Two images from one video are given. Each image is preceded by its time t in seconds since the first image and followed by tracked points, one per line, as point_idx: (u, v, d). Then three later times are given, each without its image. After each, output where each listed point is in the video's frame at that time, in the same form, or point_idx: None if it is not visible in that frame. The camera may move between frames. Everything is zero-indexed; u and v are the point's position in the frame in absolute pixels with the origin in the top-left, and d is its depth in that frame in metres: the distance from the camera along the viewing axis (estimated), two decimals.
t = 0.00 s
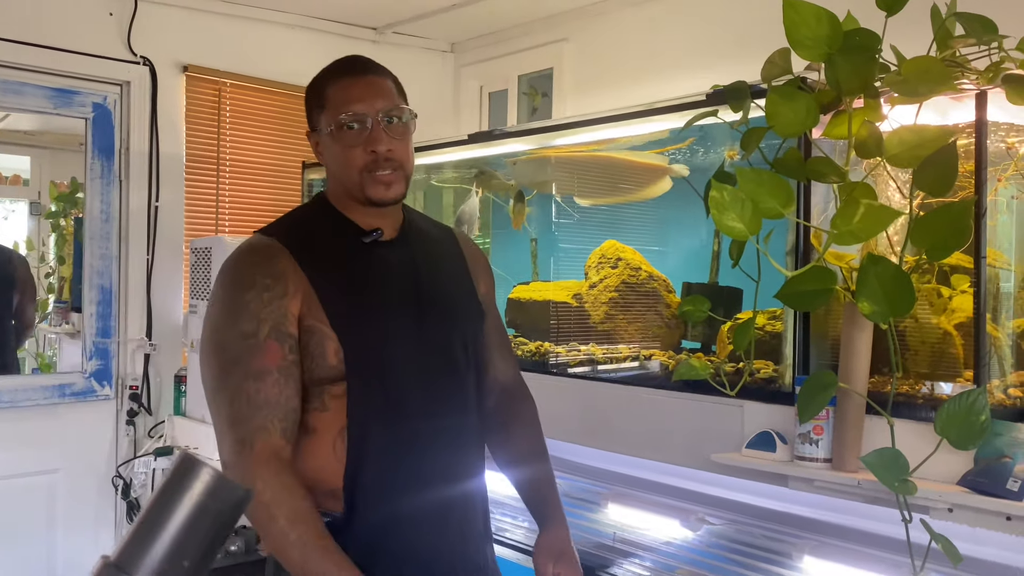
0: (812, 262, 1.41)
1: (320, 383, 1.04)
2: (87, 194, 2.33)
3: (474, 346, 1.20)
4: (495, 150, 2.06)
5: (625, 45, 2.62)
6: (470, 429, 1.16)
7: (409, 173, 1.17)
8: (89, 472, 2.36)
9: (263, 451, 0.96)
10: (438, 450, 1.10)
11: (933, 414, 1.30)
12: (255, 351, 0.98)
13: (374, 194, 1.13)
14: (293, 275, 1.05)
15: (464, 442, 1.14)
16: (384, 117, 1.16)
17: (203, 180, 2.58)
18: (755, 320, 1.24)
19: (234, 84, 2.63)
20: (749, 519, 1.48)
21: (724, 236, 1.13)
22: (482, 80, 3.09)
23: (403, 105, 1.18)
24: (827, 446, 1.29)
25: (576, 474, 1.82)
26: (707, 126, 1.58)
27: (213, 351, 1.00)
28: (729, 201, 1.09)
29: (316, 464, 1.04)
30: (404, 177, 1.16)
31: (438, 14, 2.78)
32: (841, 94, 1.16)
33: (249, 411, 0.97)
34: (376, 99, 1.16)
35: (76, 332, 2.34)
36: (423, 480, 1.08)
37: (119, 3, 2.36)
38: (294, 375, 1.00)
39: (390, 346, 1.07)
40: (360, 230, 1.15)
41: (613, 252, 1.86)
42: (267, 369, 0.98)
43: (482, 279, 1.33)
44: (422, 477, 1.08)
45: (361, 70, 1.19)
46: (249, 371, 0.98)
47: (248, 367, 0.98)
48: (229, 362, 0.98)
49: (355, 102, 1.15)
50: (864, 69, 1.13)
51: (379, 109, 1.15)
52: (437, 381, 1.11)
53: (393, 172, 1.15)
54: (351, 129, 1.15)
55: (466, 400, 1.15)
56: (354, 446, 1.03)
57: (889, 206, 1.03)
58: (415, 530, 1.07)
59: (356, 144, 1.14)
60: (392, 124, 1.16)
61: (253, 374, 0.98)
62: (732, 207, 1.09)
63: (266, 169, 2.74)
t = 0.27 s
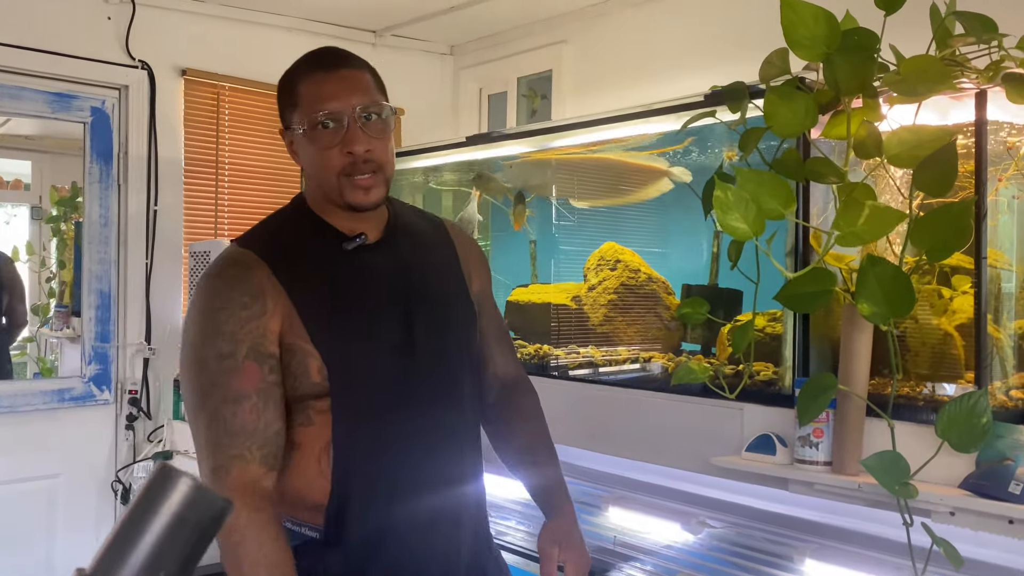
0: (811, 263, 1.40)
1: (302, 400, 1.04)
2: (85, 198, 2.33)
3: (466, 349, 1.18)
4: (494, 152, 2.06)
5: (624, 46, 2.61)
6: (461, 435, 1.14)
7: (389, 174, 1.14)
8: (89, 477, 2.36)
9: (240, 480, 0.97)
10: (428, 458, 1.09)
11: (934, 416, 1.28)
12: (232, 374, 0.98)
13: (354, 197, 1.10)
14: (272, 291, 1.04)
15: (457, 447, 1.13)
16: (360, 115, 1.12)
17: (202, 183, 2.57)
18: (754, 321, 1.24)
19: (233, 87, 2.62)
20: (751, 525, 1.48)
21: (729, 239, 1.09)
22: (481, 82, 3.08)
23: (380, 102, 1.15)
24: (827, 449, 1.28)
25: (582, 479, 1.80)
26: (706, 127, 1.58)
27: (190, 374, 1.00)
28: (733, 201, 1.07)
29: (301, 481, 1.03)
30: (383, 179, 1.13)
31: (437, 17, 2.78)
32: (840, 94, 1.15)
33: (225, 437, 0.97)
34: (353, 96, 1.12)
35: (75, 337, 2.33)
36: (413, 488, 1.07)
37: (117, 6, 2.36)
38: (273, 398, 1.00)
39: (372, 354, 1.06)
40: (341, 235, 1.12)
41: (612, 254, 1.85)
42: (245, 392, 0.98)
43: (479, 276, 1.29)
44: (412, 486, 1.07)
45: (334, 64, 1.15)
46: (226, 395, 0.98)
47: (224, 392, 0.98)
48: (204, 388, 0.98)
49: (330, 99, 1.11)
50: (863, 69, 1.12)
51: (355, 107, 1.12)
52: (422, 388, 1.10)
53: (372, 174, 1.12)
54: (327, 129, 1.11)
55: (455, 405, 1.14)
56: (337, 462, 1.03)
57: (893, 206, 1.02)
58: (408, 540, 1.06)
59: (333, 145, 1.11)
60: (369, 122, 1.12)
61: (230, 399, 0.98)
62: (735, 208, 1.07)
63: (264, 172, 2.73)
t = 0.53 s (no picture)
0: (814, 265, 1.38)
1: (281, 416, 1.04)
2: (86, 202, 2.33)
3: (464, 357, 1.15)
4: (495, 154, 2.04)
5: (627, 47, 2.59)
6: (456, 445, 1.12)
7: (381, 179, 1.13)
8: (90, 482, 2.35)
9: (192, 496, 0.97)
10: (422, 470, 1.07)
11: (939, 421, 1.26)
12: (196, 390, 0.99)
13: (343, 204, 1.10)
14: (249, 306, 1.03)
15: (454, 456, 1.11)
16: (351, 117, 1.12)
17: (203, 188, 2.56)
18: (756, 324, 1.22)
19: (234, 91, 2.61)
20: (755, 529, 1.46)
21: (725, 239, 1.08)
22: (483, 84, 3.07)
23: (372, 104, 1.15)
24: (830, 454, 1.26)
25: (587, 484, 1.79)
26: (708, 129, 1.56)
27: (162, 383, 1.02)
28: (730, 202, 1.06)
29: (286, 492, 1.05)
30: (373, 184, 1.11)
31: (438, 19, 2.77)
32: (841, 94, 1.13)
33: (182, 451, 0.98)
34: (344, 98, 1.12)
35: (76, 341, 2.33)
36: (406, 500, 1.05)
37: (117, 11, 2.35)
38: (234, 417, 1.00)
39: (360, 365, 1.04)
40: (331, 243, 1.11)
41: (614, 257, 1.83)
42: (204, 410, 0.99)
43: (480, 281, 1.27)
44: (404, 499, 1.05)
45: (326, 67, 1.15)
46: (187, 411, 0.98)
47: (183, 409, 0.98)
48: (169, 402, 0.99)
49: (319, 101, 1.12)
50: (865, 68, 1.10)
51: (346, 109, 1.12)
52: (415, 397, 1.08)
53: (361, 178, 1.10)
54: (317, 131, 1.11)
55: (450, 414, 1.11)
56: (318, 477, 1.02)
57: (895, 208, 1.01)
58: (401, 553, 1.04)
59: (322, 147, 1.10)
60: (359, 124, 1.12)
61: (190, 416, 0.98)
62: (733, 209, 1.06)
63: (266, 175, 2.72)
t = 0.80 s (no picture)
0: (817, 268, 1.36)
1: (275, 417, 1.02)
2: (89, 206, 2.33)
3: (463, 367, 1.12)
4: (496, 156, 2.03)
5: (630, 49, 2.58)
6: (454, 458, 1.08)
7: (382, 179, 1.11)
8: (92, 486, 2.34)
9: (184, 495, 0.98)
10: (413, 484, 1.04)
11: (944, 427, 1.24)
12: (190, 389, 0.99)
13: (341, 201, 1.08)
14: (243, 305, 1.02)
15: (449, 466, 1.07)
16: (351, 119, 1.11)
17: (206, 190, 2.55)
18: (759, 328, 1.21)
19: (236, 94, 2.60)
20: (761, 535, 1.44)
21: (726, 243, 1.07)
22: (487, 87, 3.06)
23: (374, 106, 1.13)
24: (833, 461, 1.24)
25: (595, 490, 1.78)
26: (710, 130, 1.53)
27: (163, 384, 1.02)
28: (729, 205, 1.05)
29: (279, 498, 1.02)
30: (372, 184, 1.09)
31: (441, 22, 2.76)
32: (844, 94, 1.10)
33: (178, 449, 0.98)
34: (345, 99, 1.11)
35: (79, 346, 2.32)
36: (395, 514, 1.02)
37: (119, 14, 2.35)
38: (227, 416, 1.00)
39: (351, 371, 1.02)
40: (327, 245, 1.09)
41: (616, 260, 1.81)
42: (197, 409, 0.99)
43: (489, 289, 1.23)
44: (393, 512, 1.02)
45: (330, 69, 1.14)
46: (182, 409, 0.99)
47: (178, 407, 0.99)
48: (167, 400, 1.00)
49: (320, 101, 1.10)
50: (868, 68, 1.08)
51: (346, 110, 1.11)
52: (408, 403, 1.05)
53: (359, 177, 1.08)
54: (317, 132, 1.10)
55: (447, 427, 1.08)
56: (307, 485, 0.99)
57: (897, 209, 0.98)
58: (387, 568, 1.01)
59: (322, 148, 1.09)
60: (360, 126, 1.11)
61: (185, 415, 0.99)
62: (732, 212, 1.05)
63: (268, 178, 2.71)
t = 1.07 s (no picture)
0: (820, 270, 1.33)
1: (286, 407, 1.02)
2: (91, 208, 2.32)
3: (468, 371, 1.09)
4: (498, 157, 2.01)
5: (636, 49, 2.56)
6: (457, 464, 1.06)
7: (394, 176, 1.11)
8: (95, 489, 2.34)
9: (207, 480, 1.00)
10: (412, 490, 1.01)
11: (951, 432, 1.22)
12: (208, 378, 1.01)
13: (351, 198, 1.08)
14: (257, 297, 1.04)
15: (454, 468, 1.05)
16: (366, 118, 1.11)
17: (210, 193, 2.55)
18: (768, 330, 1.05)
19: (240, 96, 2.60)
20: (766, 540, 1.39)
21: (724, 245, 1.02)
22: (492, 88, 3.05)
23: (390, 106, 1.13)
24: (837, 466, 1.22)
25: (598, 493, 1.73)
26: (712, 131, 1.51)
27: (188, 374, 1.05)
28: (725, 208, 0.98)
29: (286, 491, 1.02)
30: (382, 181, 1.09)
31: (446, 22, 2.74)
32: (848, 93, 1.07)
33: (201, 437, 1.00)
34: (360, 97, 1.11)
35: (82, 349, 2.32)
36: (392, 521, 1.00)
37: (123, 16, 2.35)
38: (244, 403, 1.01)
39: (351, 372, 1.01)
40: (336, 240, 1.10)
41: (619, 262, 1.80)
42: (216, 397, 1.00)
43: (493, 288, 1.17)
44: (389, 519, 1.00)
45: (350, 69, 1.14)
46: (204, 398, 1.01)
47: (200, 395, 1.01)
48: (190, 389, 1.02)
49: (337, 100, 1.11)
50: (872, 65, 1.03)
51: (360, 108, 1.10)
52: (410, 405, 1.03)
53: (368, 174, 1.09)
54: (332, 130, 1.10)
55: (448, 432, 1.05)
56: (309, 481, 0.99)
57: (900, 211, 0.94)
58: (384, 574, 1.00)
59: (335, 146, 1.09)
60: (374, 125, 1.11)
61: (206, 403, 1.01)
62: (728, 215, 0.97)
63: (273, 181, 2.70)
